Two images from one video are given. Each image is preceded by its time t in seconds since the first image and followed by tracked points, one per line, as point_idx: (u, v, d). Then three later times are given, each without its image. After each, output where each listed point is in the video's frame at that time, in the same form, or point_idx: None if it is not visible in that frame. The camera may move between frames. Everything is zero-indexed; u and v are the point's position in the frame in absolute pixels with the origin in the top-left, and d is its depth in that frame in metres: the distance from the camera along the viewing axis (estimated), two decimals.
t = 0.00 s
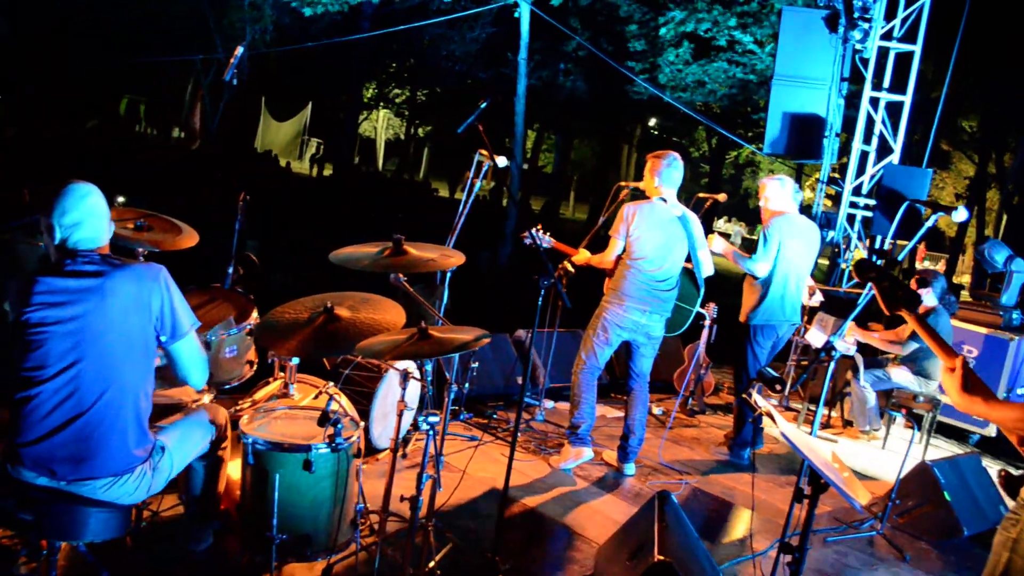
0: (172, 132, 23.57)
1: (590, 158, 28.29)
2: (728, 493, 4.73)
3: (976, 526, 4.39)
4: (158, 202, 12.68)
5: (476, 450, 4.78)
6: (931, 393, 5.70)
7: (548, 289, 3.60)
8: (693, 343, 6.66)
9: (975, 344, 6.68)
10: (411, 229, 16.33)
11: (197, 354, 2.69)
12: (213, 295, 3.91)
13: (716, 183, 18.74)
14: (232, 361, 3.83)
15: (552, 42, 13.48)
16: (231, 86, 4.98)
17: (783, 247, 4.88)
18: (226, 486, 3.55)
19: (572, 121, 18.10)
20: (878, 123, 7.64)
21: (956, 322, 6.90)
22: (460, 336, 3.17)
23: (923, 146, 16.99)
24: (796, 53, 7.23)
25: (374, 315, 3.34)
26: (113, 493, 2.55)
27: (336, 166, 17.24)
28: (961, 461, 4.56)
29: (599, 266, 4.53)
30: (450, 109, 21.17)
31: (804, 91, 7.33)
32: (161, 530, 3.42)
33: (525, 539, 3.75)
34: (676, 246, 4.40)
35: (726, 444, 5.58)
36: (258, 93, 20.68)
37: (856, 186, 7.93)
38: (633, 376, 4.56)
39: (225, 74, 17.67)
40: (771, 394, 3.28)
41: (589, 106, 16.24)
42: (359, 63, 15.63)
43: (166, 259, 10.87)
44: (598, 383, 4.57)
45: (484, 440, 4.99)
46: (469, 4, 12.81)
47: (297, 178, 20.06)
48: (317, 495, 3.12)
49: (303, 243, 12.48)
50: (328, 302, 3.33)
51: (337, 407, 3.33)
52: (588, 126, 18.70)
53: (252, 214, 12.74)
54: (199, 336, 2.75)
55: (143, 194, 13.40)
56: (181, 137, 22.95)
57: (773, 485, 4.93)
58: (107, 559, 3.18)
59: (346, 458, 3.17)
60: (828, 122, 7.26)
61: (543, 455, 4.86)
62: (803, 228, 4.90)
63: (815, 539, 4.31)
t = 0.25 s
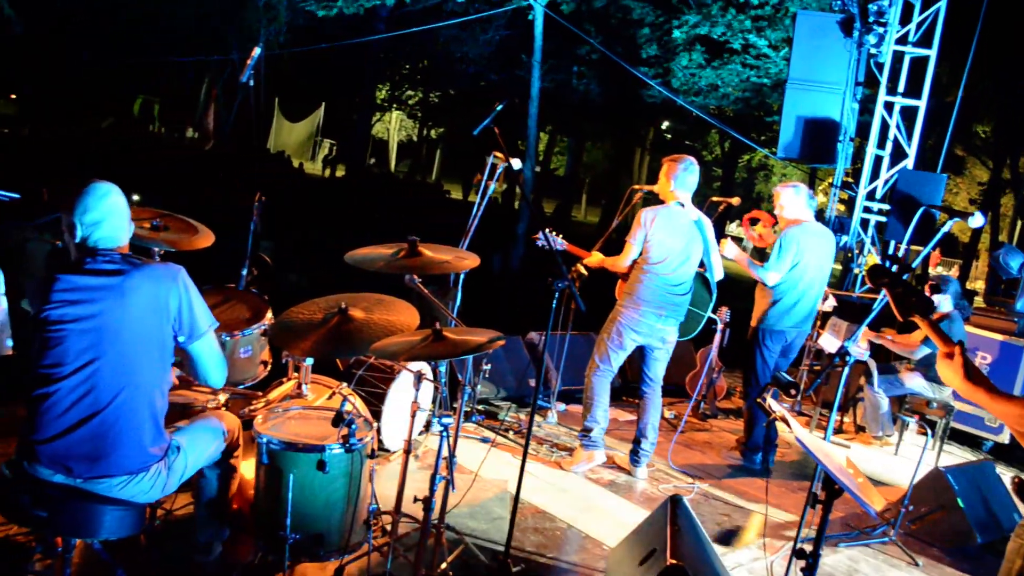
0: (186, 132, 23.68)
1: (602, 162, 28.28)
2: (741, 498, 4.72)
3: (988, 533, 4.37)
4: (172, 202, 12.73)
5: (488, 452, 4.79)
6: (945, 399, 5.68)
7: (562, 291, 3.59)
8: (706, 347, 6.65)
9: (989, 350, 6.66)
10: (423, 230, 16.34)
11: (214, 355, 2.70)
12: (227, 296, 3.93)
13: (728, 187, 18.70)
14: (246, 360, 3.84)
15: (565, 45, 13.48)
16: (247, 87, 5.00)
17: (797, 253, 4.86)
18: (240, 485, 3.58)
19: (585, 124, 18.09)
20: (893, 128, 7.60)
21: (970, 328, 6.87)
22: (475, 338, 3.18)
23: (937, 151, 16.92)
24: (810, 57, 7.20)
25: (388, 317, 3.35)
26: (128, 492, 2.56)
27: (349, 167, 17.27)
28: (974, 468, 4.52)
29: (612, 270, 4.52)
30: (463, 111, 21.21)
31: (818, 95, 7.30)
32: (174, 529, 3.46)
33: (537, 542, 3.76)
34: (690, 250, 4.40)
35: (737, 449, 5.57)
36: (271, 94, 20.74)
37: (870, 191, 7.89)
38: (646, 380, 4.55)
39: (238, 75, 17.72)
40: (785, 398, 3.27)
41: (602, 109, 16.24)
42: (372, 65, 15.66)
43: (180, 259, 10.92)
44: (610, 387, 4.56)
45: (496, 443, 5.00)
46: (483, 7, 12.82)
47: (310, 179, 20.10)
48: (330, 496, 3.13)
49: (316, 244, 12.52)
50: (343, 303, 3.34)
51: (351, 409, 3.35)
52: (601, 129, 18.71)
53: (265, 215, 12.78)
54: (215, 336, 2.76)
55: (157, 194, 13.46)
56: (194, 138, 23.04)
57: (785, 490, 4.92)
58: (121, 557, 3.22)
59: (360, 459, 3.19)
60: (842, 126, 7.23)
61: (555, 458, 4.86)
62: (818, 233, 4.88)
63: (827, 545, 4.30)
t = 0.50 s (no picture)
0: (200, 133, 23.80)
1: (614, 165, 28.26)
2: (752, 502, 4.71)
3: (1002, 541, 4.34)
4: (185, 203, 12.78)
5: (501, 455, 4.80)
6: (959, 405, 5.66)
7: (575, 293, 3.58)
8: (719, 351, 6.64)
9: (1003, 356, 6.64)
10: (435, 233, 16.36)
11: (230, 355, 2.71)
12: (243, 296, 3.94)
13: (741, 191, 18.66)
14: (261, 361, 3.86)
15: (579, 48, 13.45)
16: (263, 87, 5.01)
17: (810, 257, 4.85)
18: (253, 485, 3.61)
19: (598, 127, 18.08)
20: (907, 133, 7.55)
21: (985, 334, 6.85)
22: (489, 340, 3.18)
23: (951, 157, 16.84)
24: (824, 61, 7.16)
25: (403, 318, 3.36)
26: (144, 489, 2.58)
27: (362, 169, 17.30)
28: (988, 475, 4.50)
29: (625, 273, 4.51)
30: (475, 114, 21.21)
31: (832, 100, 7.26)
32: (188, 529, 3.48)
33: (548, 545, 3.76)
34: (704, 254, 4.39)
35: (750, 453, 5.56)
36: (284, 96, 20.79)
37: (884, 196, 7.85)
38: (658, 384, 4.56)
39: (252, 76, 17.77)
40: (800, 401, 3.24)
41: (615, 113, 16.23)
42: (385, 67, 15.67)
43: (194, 260, 10.99)
44: (623, 391, 4.56)
45: (508, 445, 5.00)
46: (497, 10, 12.82)
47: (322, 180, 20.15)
48: (344, 497, 3.15)
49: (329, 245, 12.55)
50: (358, 305, 3.36)
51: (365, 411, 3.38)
52: (613, 132, 18.67)
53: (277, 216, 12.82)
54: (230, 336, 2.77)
55: (170, 194, 13.52)
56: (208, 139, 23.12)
57: (796, 495, 4.91)
58: (134, 556, 3.24)
59: (373, 460, 3.21)
60: (856, 131, 7.18)
61: (567, 461, 4.87)
62: (831, 238, 4.87)
63: (840, 551, 4.27)
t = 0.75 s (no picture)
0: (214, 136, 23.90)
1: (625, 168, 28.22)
2: (764, 507, 4.69)
3: (1014, 547, 4.32)
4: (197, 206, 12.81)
5: (512, 459, 4.80)
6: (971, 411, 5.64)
7: (587, 298, 3.57)
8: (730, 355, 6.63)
9: (1016, 363, 6.62)
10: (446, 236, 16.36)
11: (243, 358, 2.73)
12: (256, 299, 3.96)
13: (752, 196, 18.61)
14: (273, 363, 3.89)
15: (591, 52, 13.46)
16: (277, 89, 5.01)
17: (821, 262, 4.84)
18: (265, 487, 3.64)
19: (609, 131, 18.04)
20: (920, 138, 7.51)
21: (998, 341, 6.82)
22: (501, 344, 3.20)
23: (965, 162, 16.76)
24: (837, 66, 7.12)
25: (415, 321, 3.37)
26: (156, 491, 2.59)
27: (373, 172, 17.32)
28: (1001, 481, 4.48)
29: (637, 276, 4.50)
30: (487, 118, 21.23)
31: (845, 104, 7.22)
32: (199, 530, 3.51)
33: (559, 549, 3.77)
34: (717, 259, 4.39)
35: (761, 459, 5.54)
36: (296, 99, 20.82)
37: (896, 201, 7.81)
38: (669, 388, 4.55)
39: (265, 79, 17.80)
40: (813, 406, 3.23)
41: (627, 117, 16.20)
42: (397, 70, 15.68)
43: (206, 263, 11.01)
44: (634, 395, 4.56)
45: (519, 449, 5.00)
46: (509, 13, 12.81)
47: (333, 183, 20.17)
48: (355, 499, 3.16)
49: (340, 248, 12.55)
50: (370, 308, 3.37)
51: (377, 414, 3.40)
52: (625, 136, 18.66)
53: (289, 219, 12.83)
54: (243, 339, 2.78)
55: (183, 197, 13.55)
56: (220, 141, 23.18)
57: (808, 500, 4.89)
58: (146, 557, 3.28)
59: (385, 462, 3.23)
60: (868, 136, 7.15)
61: (577, 465, 4.87)
62: (843, 244, 4.86)
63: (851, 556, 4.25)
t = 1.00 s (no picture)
0: (224, 141, 23.98)
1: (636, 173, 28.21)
2: (773, 513, 4.69)
3: None
4: (207, 210, 12.86)
5: (521, 463, 4.81)
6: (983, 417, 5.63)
7: (596, 303, 3.57)
8: (740, 360, 6.62)
9: None
10: (457, 240, 16.42)
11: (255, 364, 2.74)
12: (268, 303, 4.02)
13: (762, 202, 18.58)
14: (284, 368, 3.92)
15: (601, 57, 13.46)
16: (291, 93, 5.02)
17: (829, 269, 4.85)
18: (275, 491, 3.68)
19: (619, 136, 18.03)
20: (930, 144, 7.48)
21: (1010, 347, 6.79)
22: (509, 351, 3.23)
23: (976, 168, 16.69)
24: (848, 71, 7.10)
25: (426, 327, 3.40)
26: (168, 494, 2.59)
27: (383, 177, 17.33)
28: (1016, 487, 4.35)
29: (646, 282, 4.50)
30: (497, 123, 21.23)
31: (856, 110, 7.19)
32: (210, 537, 3.56)
33: (568, 553, 3.77)
34: (727, 265, 4.40)
35: (770, 464, 5.53)
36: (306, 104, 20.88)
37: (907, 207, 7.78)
38: (678, 393, 4.55)
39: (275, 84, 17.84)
40: (823, 413, 3.23)
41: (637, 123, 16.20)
42: (408, 75, 15.70)
43: (216, 267, 11.04)
44: (643, 400, 4.56)
45: (529, 454, 5.01)
46: (519, 19, 12.82)
47: (343, 188, 20.20)
48: (365, 502, 3.18)
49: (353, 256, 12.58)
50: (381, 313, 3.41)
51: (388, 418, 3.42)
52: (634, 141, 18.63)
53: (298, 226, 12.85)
54: (255, 345, 2.80)
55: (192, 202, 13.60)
56: (231, 146, 23.26)
57: (817, 507, 4.88)
58: (159, 563, 3.32)
59: (395, 467, 3.24)
60: (879, 141, 7.12)
61: (587, 470, 4.87)
62: (854, 252, 4.86)
63: (860, 564, 4.23)
